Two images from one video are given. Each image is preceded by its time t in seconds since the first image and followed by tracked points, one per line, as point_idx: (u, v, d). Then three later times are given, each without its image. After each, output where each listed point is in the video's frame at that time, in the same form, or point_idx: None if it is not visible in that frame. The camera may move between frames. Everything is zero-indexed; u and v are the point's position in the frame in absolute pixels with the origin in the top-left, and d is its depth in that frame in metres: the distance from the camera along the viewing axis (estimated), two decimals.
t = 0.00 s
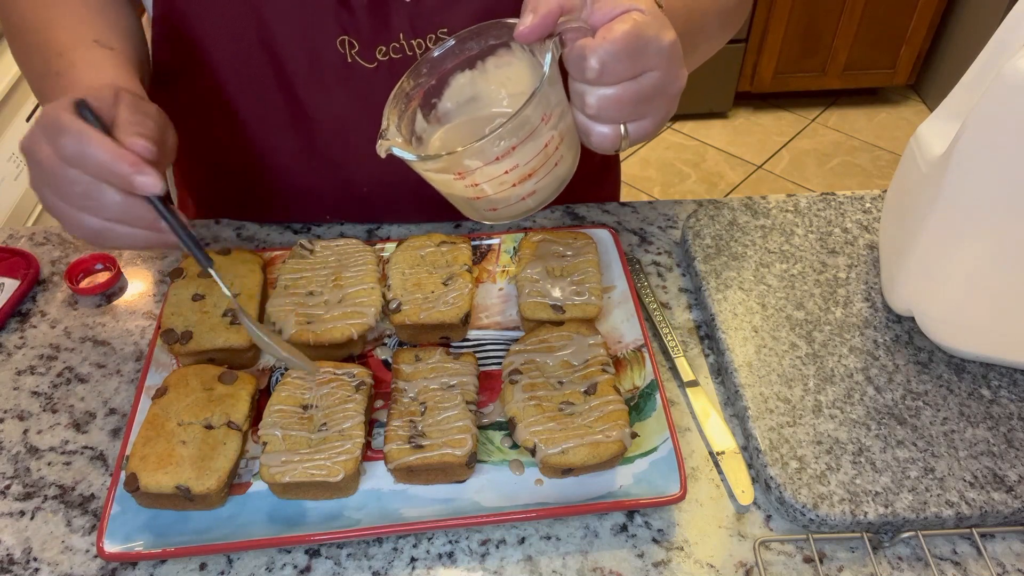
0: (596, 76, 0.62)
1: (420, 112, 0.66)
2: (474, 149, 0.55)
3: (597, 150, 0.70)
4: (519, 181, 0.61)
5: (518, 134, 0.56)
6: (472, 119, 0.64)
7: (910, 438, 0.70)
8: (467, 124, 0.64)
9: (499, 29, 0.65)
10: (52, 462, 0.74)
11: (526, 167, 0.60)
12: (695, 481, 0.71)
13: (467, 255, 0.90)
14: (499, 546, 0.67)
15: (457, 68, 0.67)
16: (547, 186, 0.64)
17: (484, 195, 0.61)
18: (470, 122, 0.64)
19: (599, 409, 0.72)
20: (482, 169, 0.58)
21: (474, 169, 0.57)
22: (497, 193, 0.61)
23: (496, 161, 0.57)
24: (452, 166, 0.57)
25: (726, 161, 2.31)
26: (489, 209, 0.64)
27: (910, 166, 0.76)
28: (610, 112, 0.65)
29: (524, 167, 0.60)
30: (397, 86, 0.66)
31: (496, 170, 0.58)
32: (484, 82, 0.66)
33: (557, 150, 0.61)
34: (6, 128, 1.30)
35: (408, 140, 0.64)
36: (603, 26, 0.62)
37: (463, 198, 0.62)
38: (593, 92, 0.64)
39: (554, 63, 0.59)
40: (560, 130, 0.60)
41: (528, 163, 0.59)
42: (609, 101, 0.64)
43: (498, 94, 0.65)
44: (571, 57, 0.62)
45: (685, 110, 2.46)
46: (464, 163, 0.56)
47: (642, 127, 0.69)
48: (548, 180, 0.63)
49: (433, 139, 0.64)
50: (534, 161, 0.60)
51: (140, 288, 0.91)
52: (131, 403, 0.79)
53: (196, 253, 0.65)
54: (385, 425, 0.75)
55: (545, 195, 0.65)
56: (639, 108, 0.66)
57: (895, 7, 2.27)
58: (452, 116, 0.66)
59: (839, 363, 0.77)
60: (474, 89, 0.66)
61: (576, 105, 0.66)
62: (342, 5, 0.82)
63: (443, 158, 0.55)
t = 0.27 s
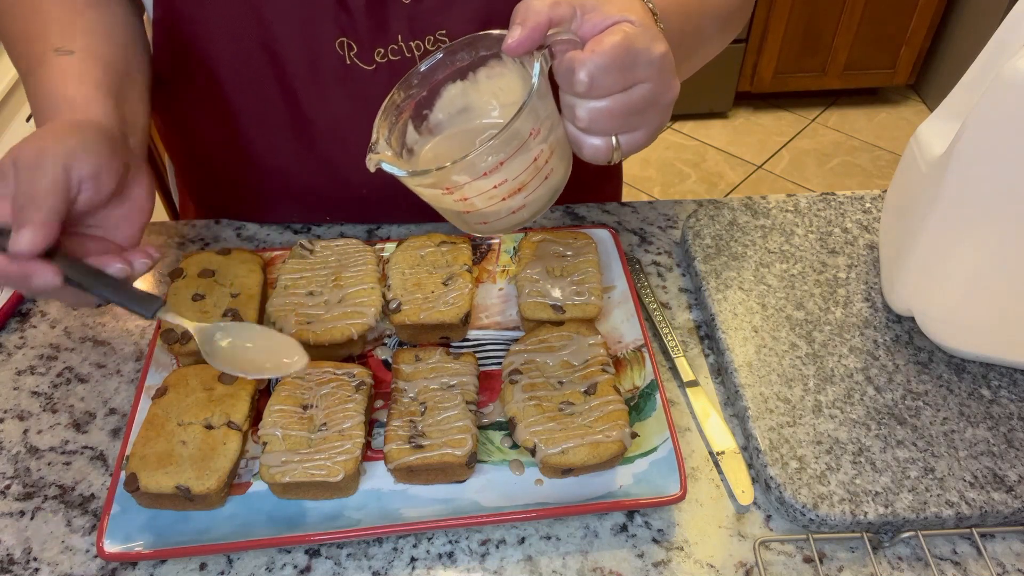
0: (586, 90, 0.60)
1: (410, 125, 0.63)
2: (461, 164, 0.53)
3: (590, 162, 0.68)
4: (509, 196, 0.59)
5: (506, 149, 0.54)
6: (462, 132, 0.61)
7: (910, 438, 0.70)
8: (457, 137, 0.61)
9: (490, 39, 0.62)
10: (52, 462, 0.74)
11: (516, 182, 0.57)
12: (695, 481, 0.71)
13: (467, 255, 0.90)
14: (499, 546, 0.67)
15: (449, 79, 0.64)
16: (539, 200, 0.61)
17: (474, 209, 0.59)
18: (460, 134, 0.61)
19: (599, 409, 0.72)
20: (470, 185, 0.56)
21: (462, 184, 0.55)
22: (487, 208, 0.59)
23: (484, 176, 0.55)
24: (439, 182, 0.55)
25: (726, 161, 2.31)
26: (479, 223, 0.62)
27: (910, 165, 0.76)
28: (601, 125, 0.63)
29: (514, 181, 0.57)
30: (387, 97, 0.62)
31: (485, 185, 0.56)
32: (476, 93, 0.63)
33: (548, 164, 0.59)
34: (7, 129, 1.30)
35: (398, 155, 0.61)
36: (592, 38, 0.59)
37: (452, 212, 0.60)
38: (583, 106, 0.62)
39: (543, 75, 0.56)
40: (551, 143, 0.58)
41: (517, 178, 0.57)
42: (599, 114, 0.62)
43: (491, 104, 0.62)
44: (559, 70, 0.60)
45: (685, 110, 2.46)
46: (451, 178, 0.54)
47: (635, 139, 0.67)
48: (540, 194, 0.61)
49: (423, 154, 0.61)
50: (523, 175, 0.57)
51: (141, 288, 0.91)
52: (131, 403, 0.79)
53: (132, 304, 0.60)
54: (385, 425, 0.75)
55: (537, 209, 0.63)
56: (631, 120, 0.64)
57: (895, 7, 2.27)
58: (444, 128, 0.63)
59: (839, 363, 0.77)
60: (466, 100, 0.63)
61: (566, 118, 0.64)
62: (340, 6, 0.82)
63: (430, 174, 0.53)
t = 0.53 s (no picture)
0: (573, 113, 0.59)
1: (400, 147, 0.63)
2: (446, 192, 0.53)
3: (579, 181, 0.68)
4: (496, 222, 0.58)
5: (491, 175, 0.53)
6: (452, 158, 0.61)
7: (910, 438, 0.70)
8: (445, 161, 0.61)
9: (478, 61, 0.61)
10: (52, 462, 0.74)
11: (503, 208, 0.57)
12: (695, 481, 0.71)
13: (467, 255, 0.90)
14: (499, 546, 0.67)
15: (438, 101, 0.63)
16: (529, 224, 0.61)
17: (462, 235, 0.58)
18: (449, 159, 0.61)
19: (599, 409, 0.72)
20: (458, 212, 0.55)
21: (448, 211, 0.55)
22: (475, 234, 0.59)
23: (469, 203, 0.55)
24: (426, 210, 0.54)
25: (726, 161, 2.31)
26: (468, 249, 0.61)
27: (910, 165, 0.76)
28: (590, 146, 0.63)
29: (501, 207, 0.57)
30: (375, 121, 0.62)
31: (471, 212, 0.56)
32: (466, 114, 0.62)
33: (536, 188, 0.58)
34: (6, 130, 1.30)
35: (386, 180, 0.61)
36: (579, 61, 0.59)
37: (441, 238, 0.60)
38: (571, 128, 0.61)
39: (530, 98, 0.55)
40: (539, 167, 0.57)
41: (505, 204, 0.56)
42: (588, 136, 0.62)
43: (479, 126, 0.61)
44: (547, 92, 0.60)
45: (685, 110, 2.46)
46: (437, 206, 0.54)
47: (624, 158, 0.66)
48: (529, 221, 0.60)
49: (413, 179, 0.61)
50: (511, 201, 0.57)
51: (141, 288, 0.91)
52: (131, 403, 0.79)
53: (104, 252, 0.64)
54: (385, 425, 0.75)
55: (528, 233, 0.62)
56: (619, 140, 0.63)
57: (894, 7, 2.27)
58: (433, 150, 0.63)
59: (839, 363, 0.77)
60: (456, 122, 0.63)
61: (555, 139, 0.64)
62: (339, 8, 0.81)
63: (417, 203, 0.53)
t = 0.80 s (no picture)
0: (536, 122, 0.59)
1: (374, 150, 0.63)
2: (403, 201, 0.52)
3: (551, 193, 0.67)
4: (459, 230, 0.57)
5: (450, 185, 0.52)
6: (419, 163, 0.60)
7: (910, 438, 0.70)
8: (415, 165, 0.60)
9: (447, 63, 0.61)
10: (51, 462, 0.74)
11: (464, 217, 0.56)
12: (695, 481, 0.71)
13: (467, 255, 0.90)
14: (499, 546, 0.67)
15: (411, 104, 0.63)
16: (495, 232, 0.60)
17: (425, 243, 0.58)
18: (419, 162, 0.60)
19: (599, 409, 0.72)
20: (417, 220, 0.54)
21: (407, 220, 0.54)
22: (438, 242, 0.58)
23: (429, 213, 0.54)
24: (385, 217, 0.54)
25: (726, 161, 2.31)
26: (434, 255, 0.61)
27: (910, 165, 0.76)
28: (558, 156, 0.62)
29: (464, 215, 0.56)
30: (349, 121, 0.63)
31: (431, 221, 0.55)
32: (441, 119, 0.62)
33: (501, 196, 0.57)
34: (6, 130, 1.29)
35: (355, 182, 0.60)
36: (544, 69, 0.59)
37: (405, 245, 0.59)
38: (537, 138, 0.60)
39: (495, 105, 0.54)
40: (503, 176, 0.56)
41: (466, 212, 0.55)
42: (555, 145, 0.61)
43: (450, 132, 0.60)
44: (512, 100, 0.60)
45: (685, 110, 2.46)
46: (394, 214, 0.53)
47: (596, 168, 0.65)
48: (494, 228, 0.59)
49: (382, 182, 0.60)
50: (472, 210, 0.56)
51: (141, 288, 0.91)
52: (131, 403, 0.79)
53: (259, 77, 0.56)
54: (385, 425, 0.75)
55: (495, 240, 0.61)
56: (589, 150, 0.63)
57: (894, 7, 2.27)
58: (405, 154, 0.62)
59: (839, 363, 0.77)
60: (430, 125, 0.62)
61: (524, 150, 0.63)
62: (336, 9, 0.82)
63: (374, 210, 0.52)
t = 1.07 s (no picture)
0: (495, 121, 0.57)
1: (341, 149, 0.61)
2: (355, 201, 0.51)
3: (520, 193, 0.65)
4: (418, 232, 0.56)
5: (404, 185, 0.51)
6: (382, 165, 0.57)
7: (910, 438, 0.70)
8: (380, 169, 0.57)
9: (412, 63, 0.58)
10: (51, 462, 0.74)
11: (421, 218, 0.55)
12: (695, 481, 0.71)
13: (467, 255, 0.90)
14: (499, 546, 0.67)
15: (378, 103, 0.60)
16: (457, 234, 0.58)
17: (385, 244, 0.57)
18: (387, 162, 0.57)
19: (599, 409, 0.72)
20: (374, 220, 0.54)
21: (361, 221, 0.53)
22: (398, 244, 0.57)
23: (384, 212, 0.53)
24: (340, 217, 0.53)
25: (726, 161, 2.31)
26: (397, 258, 0.60)
27: (910, 165, 0.76)
28: (521, 156, 0.59)
29: (422, 216, 0.55)
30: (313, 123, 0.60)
31: (387, 221, 0.54)
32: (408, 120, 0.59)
33: (462, 197, 0.56)
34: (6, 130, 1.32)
35: (320, 182, 0.56)
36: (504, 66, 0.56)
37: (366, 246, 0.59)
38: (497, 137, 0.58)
39: (452, 103, 0.53)
40: (463, 176, 0.55)
41: (424, 213, 0.54)
42: (518, 144, 0.58)
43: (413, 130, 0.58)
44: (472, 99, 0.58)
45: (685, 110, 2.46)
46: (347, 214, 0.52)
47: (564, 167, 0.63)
48: (456, 232, 0.58)
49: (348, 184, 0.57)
50: (430, 211, 0.55)
51: (141, 288, 0.91)
52: (131, 403, 0.79)
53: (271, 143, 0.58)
54: (385, 425, 0.75)
55: (459, 242, 0.60)
56: (554, 149, 0.60)
57: (894, 7, 2.27)
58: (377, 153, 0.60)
59: (839, 363, 0.77)
60: (398, 124, 0.60)
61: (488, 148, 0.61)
62: (337, 10, 0.82)
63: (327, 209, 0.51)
